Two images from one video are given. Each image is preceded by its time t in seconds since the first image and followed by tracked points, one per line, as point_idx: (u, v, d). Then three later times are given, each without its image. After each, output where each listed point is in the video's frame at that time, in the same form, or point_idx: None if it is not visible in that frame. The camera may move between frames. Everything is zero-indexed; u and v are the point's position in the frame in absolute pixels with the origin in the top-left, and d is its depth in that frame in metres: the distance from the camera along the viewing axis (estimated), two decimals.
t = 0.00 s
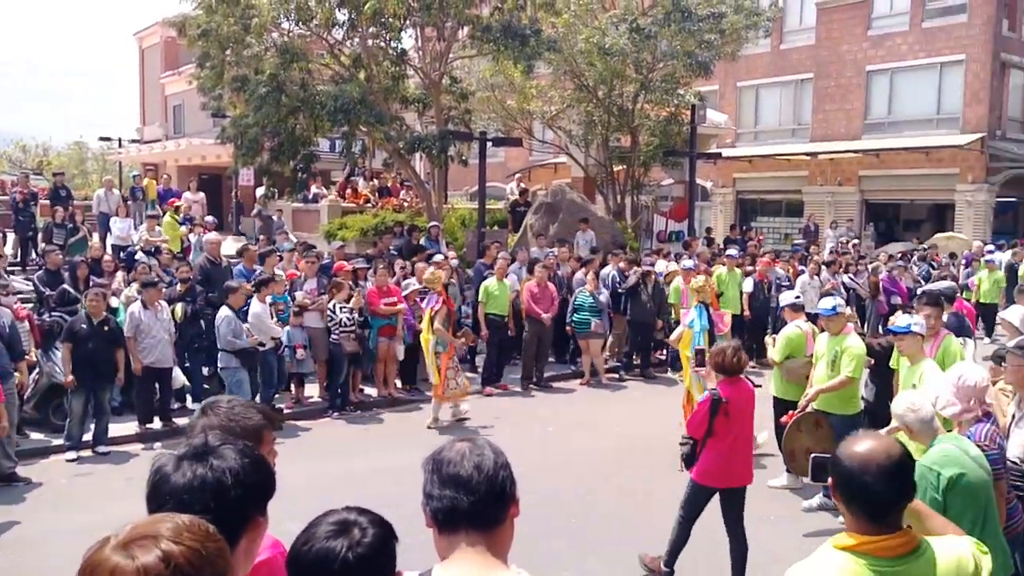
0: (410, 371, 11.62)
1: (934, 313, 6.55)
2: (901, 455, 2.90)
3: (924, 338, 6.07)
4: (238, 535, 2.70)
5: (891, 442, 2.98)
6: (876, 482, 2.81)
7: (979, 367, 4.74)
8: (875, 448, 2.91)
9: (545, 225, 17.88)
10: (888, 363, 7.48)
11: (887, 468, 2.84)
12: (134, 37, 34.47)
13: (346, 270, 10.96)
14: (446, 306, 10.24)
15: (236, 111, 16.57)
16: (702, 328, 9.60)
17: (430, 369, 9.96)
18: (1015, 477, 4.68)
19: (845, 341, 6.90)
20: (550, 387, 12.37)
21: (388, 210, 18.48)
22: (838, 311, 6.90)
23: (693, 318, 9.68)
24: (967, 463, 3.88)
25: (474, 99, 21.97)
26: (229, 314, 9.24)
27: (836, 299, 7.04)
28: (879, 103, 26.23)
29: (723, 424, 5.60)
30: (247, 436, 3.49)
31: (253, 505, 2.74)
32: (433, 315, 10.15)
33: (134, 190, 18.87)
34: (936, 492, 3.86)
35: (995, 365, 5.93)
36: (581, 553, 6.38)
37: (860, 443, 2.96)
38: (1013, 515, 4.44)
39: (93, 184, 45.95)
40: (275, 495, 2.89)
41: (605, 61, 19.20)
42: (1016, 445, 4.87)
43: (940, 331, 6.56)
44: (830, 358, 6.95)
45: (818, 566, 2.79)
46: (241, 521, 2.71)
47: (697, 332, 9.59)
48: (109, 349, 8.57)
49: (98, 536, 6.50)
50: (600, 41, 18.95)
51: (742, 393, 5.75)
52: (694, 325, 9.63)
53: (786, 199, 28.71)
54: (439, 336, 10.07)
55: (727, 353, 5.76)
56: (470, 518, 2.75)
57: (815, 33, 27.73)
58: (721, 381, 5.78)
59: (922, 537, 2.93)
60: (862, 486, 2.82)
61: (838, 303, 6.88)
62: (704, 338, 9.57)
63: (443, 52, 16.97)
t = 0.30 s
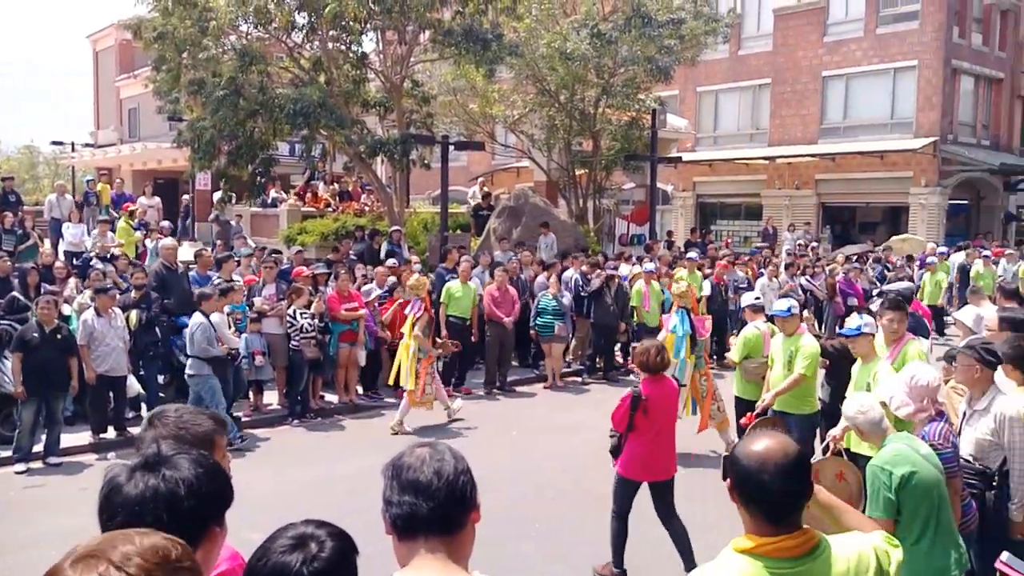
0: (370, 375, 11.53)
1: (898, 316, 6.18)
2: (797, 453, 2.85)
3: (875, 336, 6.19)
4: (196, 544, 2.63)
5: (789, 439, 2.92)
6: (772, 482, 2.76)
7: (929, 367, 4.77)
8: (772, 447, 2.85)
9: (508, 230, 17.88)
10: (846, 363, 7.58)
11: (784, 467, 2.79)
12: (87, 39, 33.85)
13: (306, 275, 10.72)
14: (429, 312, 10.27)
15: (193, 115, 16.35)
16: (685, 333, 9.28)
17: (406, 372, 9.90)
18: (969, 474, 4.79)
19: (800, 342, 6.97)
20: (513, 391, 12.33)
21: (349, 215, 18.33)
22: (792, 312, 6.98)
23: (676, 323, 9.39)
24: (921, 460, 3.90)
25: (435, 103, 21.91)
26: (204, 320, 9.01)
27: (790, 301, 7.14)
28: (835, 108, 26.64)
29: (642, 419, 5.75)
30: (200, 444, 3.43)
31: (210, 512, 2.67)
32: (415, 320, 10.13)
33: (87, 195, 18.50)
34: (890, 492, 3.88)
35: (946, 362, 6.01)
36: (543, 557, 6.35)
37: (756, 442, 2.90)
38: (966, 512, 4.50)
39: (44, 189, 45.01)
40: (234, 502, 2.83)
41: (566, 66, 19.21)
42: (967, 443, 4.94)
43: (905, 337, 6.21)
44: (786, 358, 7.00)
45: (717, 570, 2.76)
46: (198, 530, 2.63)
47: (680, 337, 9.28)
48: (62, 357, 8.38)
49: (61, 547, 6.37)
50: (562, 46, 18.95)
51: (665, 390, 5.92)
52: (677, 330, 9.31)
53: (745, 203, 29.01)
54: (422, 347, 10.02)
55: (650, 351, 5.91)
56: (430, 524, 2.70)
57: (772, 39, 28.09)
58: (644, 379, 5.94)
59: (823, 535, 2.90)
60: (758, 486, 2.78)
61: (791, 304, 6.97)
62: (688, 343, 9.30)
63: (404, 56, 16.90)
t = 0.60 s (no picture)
0: (337, 380, 11.45)
1: (887, 330, 6.11)
2: (745, 464, 2.86)
3: (839, 343, 6.28)
4: (168, 549, 2.60)
5: (738, 451, 2.94)
6: (719, 494, 2.78)
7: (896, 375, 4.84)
8: (721, 458, 2.87)
9: (478, 235, 17.93)
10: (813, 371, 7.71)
11: (732, 479, 2.81)
12: (52, 39, 33.39)
13: (274, 279, 10.65)
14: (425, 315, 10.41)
15: (160, 115, 16.19)
16: (684, 338, 9.29)
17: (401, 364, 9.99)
18: (936, 482, 4.85)
19: (761, 349, 7.07)
20: (482, 397, 12.32)
21: (318, 218, 18.23)
22: (752, 319, 7.08)
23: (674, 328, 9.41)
24: (885, 466, 3.98)
25: (406, 107, 21.88)
26: (192, 324, 8.99)
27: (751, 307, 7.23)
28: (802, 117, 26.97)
29: (583, 417, 5.96)
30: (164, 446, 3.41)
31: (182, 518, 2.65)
32: (412, 322, 10.28)
33: (51, 196, 18.22)
34: (856, 498, 3.95)
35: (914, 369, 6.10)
36: (513, 561, 6.34)
37: (706, 452, 2.92)
38: (934, 519, 4.57)
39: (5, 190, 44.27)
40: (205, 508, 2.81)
41: (537, 72, 19.22)
42: (934, 450, 5.02)
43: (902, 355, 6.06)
44: (747, 363, 7.13)
45: None
46: (170, 536, 2.60)
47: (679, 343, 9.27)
48: (25, 360, 8.24)
49: (24, 553, 6.25)
50: (532, 52, 18.92)
51: (608, 387, 6.04)
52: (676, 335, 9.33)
53: (713, 210, 29.28)
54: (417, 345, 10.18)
55: (593, 350, 5.99)
56: (397, 529, 2.70)
57: (740, 48, 28.39)
58: (585, 376, 6.07)
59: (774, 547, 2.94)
60: (705, 496, 2.80)
61: (751, 312, 7.06)
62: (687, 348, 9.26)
63: (374, 60, 16.84)
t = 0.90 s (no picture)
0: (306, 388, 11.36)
1: (857, 337, 6.17)
2: (718, 474, 2.86)
3: (807, 349, 6.35)
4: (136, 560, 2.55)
5: (713, 459, 2.94)
6: (691, 503, 2.79)
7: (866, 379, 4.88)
8: (693, 467, 2.87)
9: (450, 241, 17.84)
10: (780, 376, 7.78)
11: (704, 489, 2.81)
12: (17, 42, 32.91)
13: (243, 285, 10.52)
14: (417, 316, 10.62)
15: (127, 121, 16.02)
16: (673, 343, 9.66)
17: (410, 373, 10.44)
18: (904, 485, 4.91)
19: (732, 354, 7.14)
20: (453, 404, 12.28)
21: (289, 225, 18.10)
22: (724, 325, 7.15)
23: (666, 333, 9.80)
24: (857, 470, 4.01)
25: (377, 113, 21.81)
26: (181, 333, 8.93)
27: (723, 313, 7.30)
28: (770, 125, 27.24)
29: (540, 421, 6.14)
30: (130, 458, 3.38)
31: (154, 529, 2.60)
32: (404, 326, 10.51)
33: (15, 202, 17.92)
34: (828, 501, 3.99)
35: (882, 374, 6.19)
36: (486, 570, 6.30)
37: (680, 460, 2.92)
38: (904, 523, 4.62)
39: None
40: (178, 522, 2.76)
41: (508, 79, 19.25)
42: (903, 454, 5.08)
43: (876, 361, 6.12)
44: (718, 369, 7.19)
45: None
46: (136, 550, 2.55)
47: (671, 346, 9.64)
48: None
49: None
50: (504, 59, 18.96)
51: (565, 392, 6.24)
52: (668, 339, 9.71)
53: (683, 217, 29.49)
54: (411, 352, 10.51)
55: (551, 354, 6.19)
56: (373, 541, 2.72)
57: (709, 57, 28.65)
58: (543, 381, 6.27)
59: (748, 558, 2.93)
60: (677, 505, 2.81)
61: (723, 317, 7.14)
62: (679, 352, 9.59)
63: (345, 66, 16.77)
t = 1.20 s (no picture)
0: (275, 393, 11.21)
1: (807, 351, 6.22)
2: (694, 481, 2.80)
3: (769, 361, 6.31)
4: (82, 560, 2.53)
5: (687, 466, 2.89)
6: (664, 510, 2.73)
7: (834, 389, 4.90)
8: (669, 473, 2.80)
9: (423, 247, 17.74)
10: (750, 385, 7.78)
11: (678, 497, 2.74)
12: None
13: (212, 288, 10.35)
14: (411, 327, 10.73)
15: (95, 120, 15.76)
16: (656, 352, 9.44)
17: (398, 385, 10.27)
18: (873, 493, 4.89)
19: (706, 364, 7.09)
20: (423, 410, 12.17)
21: (260, 228, 17.89)
22: (702, 335, 7.10)
23: (649, 342, 9.57)
24: (829, 478, 3.98)
25: (350, 117, 21.65)
26: (169, 334, 8.80)
27: (700, 323, 7.26)
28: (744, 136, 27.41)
29: (501, 419, 6.19)
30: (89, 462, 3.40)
31: (115, 532, 2.56)
32: (400, 334, 10.53)
33: None
34: (800, 508, 3.95)
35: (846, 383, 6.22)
36: None
37: (654, 465, 2.86)
38: (871, 530, 4.59)
39: None
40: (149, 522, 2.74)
41: (483, 84, 19.16)
42: (870, 463, 5.07)
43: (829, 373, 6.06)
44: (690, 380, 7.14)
45: None
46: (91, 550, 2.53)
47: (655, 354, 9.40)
48: None
49: None
50: (479, 65, 18.89)
51: (526, 392, 6.28)
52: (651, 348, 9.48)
53: (656, 226, 29.60)
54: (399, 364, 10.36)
55: (513, 357, 6.27)
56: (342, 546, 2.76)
57: (684, 67, 28.80)
58: (505, 381, 6.33)
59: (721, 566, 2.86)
60: (651, 511, 2.75)
61: (703, 327, 7.09)
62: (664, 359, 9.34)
63: (318, 68, 16.60)
